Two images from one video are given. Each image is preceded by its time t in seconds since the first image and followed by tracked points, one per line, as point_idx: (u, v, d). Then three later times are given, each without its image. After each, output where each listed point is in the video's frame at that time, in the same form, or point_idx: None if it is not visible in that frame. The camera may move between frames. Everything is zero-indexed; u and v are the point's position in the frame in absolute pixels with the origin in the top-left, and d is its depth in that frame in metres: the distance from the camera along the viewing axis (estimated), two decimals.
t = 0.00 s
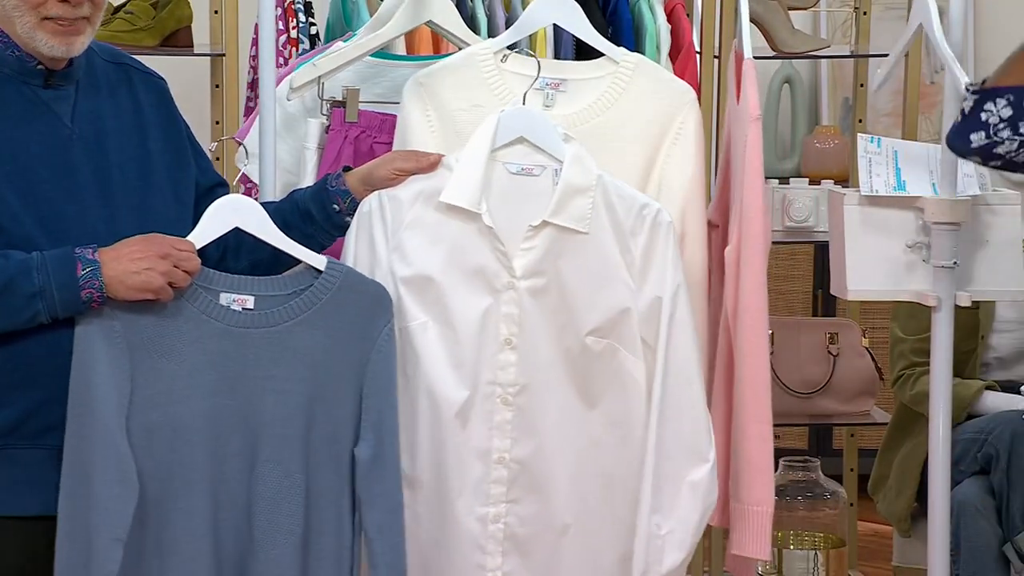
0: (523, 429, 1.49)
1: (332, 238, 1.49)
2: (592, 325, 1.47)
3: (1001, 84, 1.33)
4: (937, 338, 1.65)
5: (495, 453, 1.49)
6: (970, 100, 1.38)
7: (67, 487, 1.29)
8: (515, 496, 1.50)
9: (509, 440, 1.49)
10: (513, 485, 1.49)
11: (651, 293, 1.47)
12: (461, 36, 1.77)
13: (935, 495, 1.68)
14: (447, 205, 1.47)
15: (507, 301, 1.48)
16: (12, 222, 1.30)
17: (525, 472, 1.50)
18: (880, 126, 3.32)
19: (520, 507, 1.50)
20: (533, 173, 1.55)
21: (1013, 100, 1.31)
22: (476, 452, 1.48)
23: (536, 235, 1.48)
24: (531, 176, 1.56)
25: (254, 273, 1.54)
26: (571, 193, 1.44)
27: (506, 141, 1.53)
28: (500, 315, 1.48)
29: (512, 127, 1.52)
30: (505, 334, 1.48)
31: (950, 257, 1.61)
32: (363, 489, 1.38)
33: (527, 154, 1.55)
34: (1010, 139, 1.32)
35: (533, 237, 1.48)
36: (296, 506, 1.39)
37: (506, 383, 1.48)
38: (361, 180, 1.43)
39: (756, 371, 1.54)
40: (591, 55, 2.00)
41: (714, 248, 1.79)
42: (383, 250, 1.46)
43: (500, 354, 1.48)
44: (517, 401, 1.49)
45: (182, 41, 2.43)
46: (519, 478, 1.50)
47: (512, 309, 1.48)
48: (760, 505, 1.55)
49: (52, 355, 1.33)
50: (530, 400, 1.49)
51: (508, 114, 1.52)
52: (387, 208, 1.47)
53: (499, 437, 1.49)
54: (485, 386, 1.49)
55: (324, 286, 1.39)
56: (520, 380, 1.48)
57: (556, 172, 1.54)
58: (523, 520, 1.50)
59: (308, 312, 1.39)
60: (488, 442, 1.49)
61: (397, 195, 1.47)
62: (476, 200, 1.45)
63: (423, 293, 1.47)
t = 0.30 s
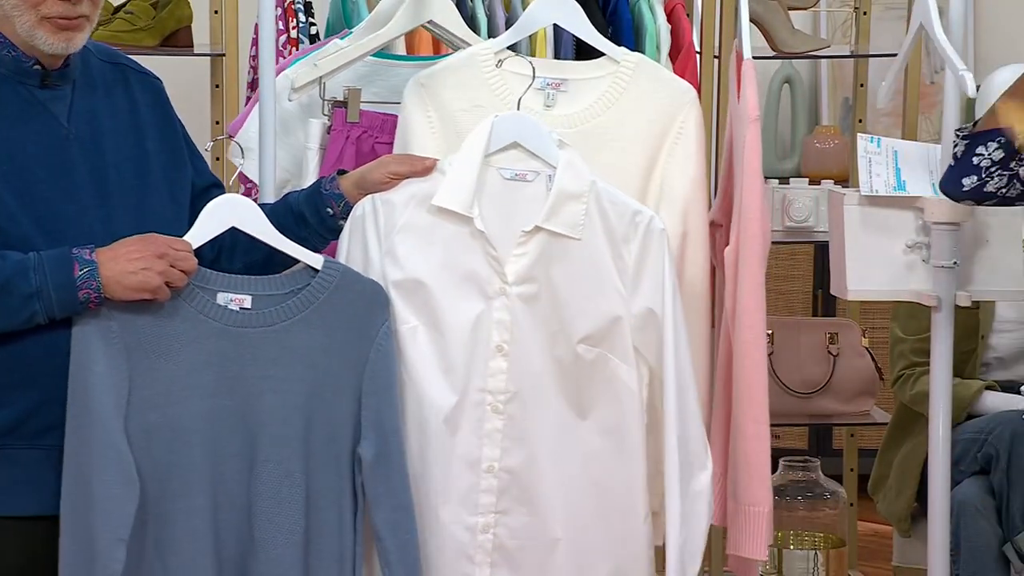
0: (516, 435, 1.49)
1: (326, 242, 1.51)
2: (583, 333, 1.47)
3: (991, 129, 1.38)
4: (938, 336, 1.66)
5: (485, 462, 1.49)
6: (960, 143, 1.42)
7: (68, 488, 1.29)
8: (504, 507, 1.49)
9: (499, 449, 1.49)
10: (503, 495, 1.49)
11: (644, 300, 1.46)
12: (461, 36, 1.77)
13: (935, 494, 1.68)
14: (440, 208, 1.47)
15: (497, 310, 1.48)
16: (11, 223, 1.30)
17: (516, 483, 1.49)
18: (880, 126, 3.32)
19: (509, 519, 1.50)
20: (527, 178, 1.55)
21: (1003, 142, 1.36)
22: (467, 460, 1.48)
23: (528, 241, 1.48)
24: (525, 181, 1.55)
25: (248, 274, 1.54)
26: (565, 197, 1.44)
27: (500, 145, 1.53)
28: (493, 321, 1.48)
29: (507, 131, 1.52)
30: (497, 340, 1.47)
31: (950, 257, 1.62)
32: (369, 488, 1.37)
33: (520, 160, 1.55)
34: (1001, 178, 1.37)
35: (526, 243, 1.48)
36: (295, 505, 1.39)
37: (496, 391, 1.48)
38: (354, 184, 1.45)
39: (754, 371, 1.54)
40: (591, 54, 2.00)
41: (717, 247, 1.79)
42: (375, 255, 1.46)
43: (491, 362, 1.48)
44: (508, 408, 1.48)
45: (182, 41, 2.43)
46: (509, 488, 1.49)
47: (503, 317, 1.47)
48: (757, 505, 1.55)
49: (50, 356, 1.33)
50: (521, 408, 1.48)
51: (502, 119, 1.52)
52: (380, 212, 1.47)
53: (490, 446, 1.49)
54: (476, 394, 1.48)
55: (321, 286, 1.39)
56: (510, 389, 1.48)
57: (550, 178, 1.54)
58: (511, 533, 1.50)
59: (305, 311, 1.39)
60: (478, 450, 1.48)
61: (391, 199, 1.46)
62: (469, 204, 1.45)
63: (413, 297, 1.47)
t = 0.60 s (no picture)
0: (516, 435, 1.49)
1: (325, 242, 1.51)
2: (585, 328, 1.46)
3: (982, 146, 1.53)
4: (938, 336, 1.66)
5: (487, 461, 1.49)
6: (949, 163, 1.57)
7: (64, 489, 1.29)
8: (508, 505, 1.50)
9: (501, 446, 1.49)
10: (505, 494, 1.50)
11: (648, 292, 1.45)
12: (461, 37, 1.77)
13: (936, 496, 1.68)
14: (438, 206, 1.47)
15: (498, 306, 1.48)
16: (10, 223, 1.30)
17: (518, 479, 1.50)
18: (880, 126, 3.32)
19: (513, 516, 1.50)
20: (525, 176, 1.55)
21: (992, 157, 1.51)
22: (468, 459, 1.49)
23: (528, 237, 1.48)
24: (524, 180, 1.56)
25: (247, 275, 1.53)
26: (563, 196, 1.45)
27: (497, 144, 1.53)
28: (493, 319, 1.48)
29: (503, 130, 1.53)
30: (497, 338, 1.48)
31: (950, 257, 1.63)
32: (356, 490, 1.39)
33: (518, 157, 1.56)
34: (991, 193, 1.51)
35: (525, 240, 1.49)
36: (291, 503, 1.39)
37: (496, 389, 1.49)
38: (354, 187, 1.45)
39: (756, 373, 1.54)
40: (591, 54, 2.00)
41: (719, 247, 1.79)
42: (375, 257, 1.46)
43: (492, 360, 1.48)
44: (512, 407, 1.49)
45: (182, 41, 2.44)
46: (512, 486, 1.50)
47: (502, 314, 1.48)
48: (758, 507, 1.55)
49: (48, 356, 1.33)
50: (525, 409, 1.48)
51: (497, 118, 1.53)
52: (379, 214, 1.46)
53: (491, 445, 1.49)
54: (475, 391, 1.49)
55: (318, 290, 1.39)
56: (511, 387, 1.49)
57: (548, 176, 1.54)
58: (516, 530, 1.50)
59: (300, 315, 1.39)
60: (479, 450, 1.49)
61: (388, 201, 1.46)
62: (466, 202, 1.46)
63: (413, 298, 1.47)
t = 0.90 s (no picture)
0: (514, 435, 1.49)
1: (325, 242, 1.50)
2: (581, 335, 1.46)
3: (968, 119, 1.39)
4: (938, 336, 1.66)
5: (483, 462, 1.50)
6: (935, 134, 1.42)
7: (65, 490, 1.29)
8: (504, 507, 1.50)
9: (497, 448, 1.49)
10: (501, 496, 1.50)
11: (638, 309, 1.46)
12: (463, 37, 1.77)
13: (935, 498, 1.68)
14: (437, 209, 1.47)
15: (497, 308, 1.48)
16: (10, 223, 1.30)
17: (514, 482, 1.50)
18: (880, 126, 3.32)
19: (510, 519, 1.50)
20: (525, 179, 1.55)
21: (979, 131, 1.36)
22: (465, 458, 1.49)
23: (527, 242, 1.48)
24: (523, 183, 1.55)
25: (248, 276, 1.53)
26: (563, 200, 1.44)
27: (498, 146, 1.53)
28: (491, 322, 1.49)
29: (504, 132, 1.52)
30: (495, 342, 1.48)
31: (950, 257, 1.62)
32: (348, 491, 1.38)
33: (518, 160, 1.55)
34: (975, 167, 1.37)
35: (525, 243, 1.48)
36: (280, 507, 1.40)
37: (494, 391, 1.48)
38: (352, 187, 1.45)
39: (760, 375, 1.54)
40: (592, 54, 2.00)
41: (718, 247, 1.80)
42: (374, 255, 1.46)
43: (489, 362, 1.49)
44: (508, 409, 1.49)
45: (182, 41, 2.44)
46: (507, 489, 1.50)
47: (501, 316, 1.48)
48: (763, 508, 1.55)
49: (48, 357, 1.33)
50: (519, 410, 1.48)
51: (500, 122, 1.52)
52: (378, 213, 1.46)
53: (486, 446, 1.49)
54: (473, 393, 1.49)
55: (316, 291, 1.39)
56: (508, 389, 1.48)
57: (548, 180, 1.54)
58: (512, 533, 1.50)
59: (299, 316, 1.39)
60: (476, 449, 1.49)
61: (388, 202, 1.46)
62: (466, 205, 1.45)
63: (413, 299, 1.47)
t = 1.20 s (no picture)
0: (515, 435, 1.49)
1: (315, 237, 1.51)
2: (574, 315, 1.46)
3: (956, 126, 1.44)
4: (938, 336, 1.66)
5: (484, 445, 1.49)
6: (924, 143, 1.48)
7: (67, 490, 1.29)
8: (508, 488, 1.50)
9: (498, 431, 1.49)
10: (505, 477, 1.50)
11: (628, 287, 1.46)
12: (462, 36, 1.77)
13: (936, 497, 1.68)
14: (423, 197, 1.47)
15: (489, 293, 1.48)
16: (10, 223, 1.30)
17: (516, 465, 1.49)
18: (880, 126, 3.33)
19: (512, 515, 1.50)
20: (511, 164, 1.55)
21: (968, 137, 1.42)
22: (465, 442, 1.49)
23: (516, 225, 1.49)
24: (510, 167, 1.55)
25: (241, 275, 1.53)
26: (549, 181, 1.45)
27: (483, 131, 1.53)
28: (485, 306, 1.48)
29: (488, 117, 1.52)
30: (490, 326, 1.48)
31: (949, 257, 1.62)
32: (350, 492, 1.38)
33: (503, 145, 1.54)
34: (966, 173, 1.43)
35: (512, 228, 1.49)
36: (280, 509, 1.39)
37: (492, 373, 1.48)
38: (341, 179, 1.45)
39: (765, 374, 1.54)
40: (592, 54, 2.00)
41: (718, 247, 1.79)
42: (364, 246, 1.47)
43: (484, 347, 1.48)
44: (504, 392, 1.48)
45: (182, 40, 2.44)
46: (510, 470, 1.50)
47: (493, 300, 1.48)
48: (770, 507, 1.54)
49: (49, 357, 1.33)
50: (516, 393, 1.48)
51: (481, 108, 1.53)
52: (368, 205, 1.47)
53: (487, 429, 1.49)
54: (471, 376, 1.48)
55: (317, 293, 1.39)
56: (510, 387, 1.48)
57: (533, 163, 1.54)
58: (517, 513, 1.50)
59: (300, 317, 1.39)
60: (477, 447, 1.49)
61: (375, 193, 1.47)
62: (453, 191, 1.46)
63: (406, 288, 1.47)
